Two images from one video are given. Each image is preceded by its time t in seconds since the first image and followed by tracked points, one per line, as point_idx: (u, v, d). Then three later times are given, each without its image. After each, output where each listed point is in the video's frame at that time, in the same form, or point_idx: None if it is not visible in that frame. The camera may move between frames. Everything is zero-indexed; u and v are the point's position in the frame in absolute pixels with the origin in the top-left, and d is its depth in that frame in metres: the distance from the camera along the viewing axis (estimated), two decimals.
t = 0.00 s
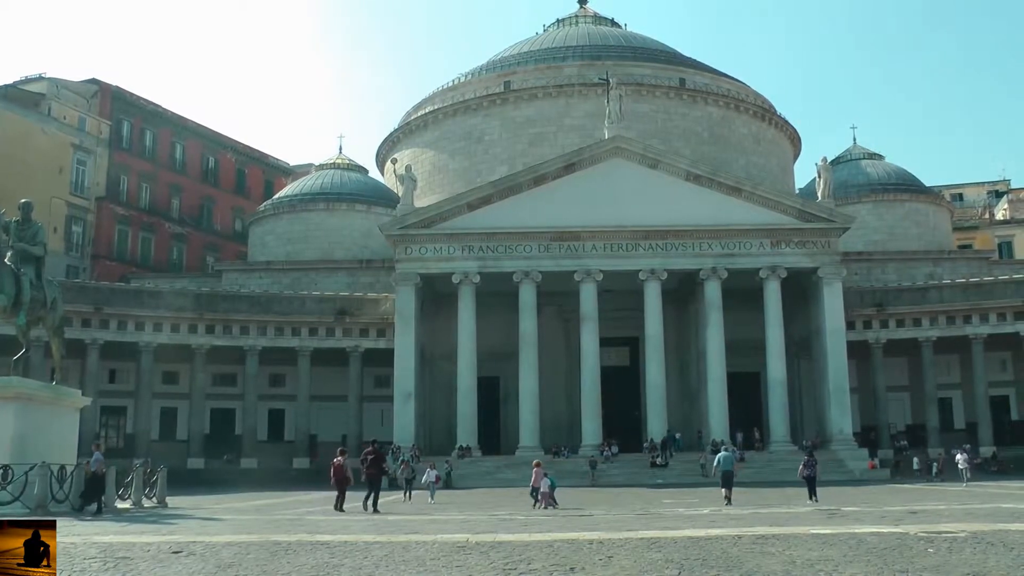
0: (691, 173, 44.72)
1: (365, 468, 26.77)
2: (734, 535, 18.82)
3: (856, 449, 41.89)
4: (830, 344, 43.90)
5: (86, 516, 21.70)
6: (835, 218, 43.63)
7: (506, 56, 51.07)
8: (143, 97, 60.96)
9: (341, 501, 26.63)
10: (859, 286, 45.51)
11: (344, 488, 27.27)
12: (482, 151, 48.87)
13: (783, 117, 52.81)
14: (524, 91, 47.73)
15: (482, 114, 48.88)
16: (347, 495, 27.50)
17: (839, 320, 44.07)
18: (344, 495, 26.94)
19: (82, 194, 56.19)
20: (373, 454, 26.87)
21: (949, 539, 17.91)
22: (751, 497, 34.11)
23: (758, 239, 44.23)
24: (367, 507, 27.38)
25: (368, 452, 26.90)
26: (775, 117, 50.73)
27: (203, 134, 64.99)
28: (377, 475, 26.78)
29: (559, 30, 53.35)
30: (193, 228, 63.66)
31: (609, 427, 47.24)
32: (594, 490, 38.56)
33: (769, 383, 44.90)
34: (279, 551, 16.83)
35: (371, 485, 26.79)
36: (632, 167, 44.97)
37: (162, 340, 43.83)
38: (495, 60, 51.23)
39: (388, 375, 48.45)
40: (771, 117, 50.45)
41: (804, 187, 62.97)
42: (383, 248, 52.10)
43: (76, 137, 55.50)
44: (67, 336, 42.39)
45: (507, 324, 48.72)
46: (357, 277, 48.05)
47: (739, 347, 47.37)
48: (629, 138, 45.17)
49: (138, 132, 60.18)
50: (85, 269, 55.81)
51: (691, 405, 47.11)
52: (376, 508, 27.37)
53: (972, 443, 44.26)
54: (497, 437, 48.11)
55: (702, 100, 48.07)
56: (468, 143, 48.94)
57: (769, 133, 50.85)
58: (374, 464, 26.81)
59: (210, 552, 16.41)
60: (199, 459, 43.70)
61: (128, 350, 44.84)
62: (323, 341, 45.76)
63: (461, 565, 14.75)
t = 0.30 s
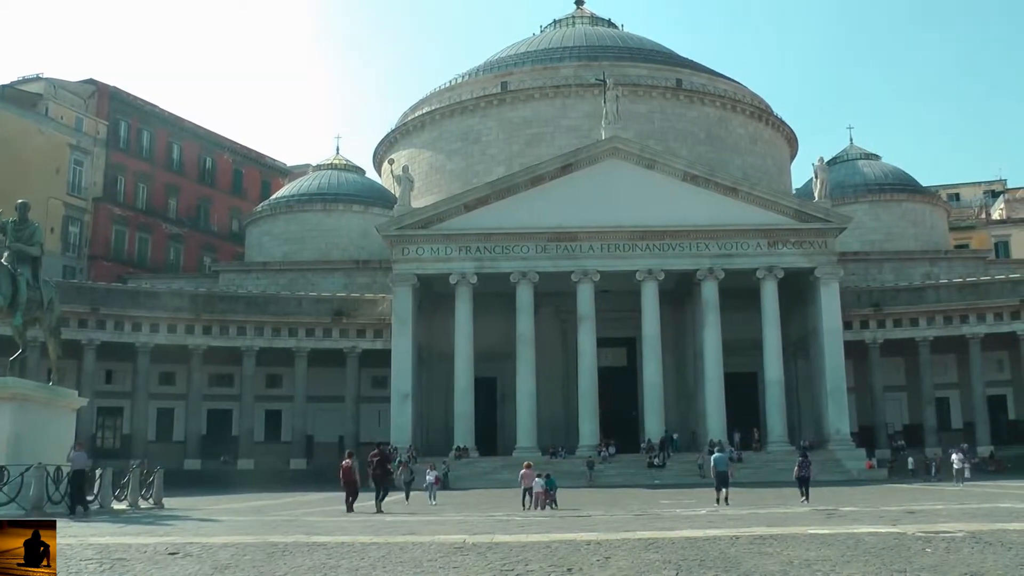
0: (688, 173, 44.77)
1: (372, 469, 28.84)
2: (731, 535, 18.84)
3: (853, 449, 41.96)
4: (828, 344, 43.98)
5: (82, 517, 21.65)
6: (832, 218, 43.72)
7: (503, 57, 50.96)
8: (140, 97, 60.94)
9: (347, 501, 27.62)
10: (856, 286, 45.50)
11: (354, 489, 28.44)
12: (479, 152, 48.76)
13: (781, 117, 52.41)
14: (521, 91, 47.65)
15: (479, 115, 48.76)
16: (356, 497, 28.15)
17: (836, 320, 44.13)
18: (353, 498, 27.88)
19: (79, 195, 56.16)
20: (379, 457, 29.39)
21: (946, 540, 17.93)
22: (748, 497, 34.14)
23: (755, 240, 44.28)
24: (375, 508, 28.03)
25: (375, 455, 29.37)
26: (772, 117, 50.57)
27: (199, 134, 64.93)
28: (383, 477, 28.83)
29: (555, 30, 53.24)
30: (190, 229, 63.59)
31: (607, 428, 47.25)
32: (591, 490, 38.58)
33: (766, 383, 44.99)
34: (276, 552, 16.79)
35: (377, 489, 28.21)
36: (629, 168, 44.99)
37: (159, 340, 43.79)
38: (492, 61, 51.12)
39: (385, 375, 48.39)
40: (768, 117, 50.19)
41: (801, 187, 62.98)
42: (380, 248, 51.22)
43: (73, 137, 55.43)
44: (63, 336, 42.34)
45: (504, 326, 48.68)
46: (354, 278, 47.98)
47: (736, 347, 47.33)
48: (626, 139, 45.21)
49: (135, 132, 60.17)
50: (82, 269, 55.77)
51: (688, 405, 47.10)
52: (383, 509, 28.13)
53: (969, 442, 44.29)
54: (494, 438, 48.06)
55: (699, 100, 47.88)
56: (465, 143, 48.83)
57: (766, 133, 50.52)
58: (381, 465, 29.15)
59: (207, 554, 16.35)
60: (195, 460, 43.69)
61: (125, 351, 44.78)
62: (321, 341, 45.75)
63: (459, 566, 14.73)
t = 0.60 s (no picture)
0: (687, 175, 44.54)
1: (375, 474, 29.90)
2: (730, 540, 18.54)
3: (853, 453, 41.69)
4: (827, 347, 43.71)
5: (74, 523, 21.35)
6: (831, 220, 43.48)
7: (500, 58, 50.65)
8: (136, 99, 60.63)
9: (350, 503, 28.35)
10: (856, 288, 45.22)
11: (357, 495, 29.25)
12: (476, 154, 48.47)
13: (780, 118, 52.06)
14: (519, 93, 47.38)
15: (476, 116, 48.48)
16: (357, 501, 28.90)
17: (835, 323, 43.87)
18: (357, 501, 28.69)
19: (74, 197, 55.83)
20: (381, 462, 30.46)
21: (948, 543, 17.62)
22: (747, 502, 33.88)
23: (753, 242, 44.09)
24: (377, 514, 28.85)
25: (376, 460, 30.48)
26: (770, 118, 50.21)
27: (195, 137, 64.60)
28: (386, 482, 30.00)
29: (553, 31, 52.94)
30: (186, 231, 63.29)
31: (605, 430, 46.91)
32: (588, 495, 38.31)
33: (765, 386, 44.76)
34: (271, 557, 16.40)
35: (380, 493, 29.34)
36: (627, 170, 44.77)
37: (154, 344, 43.44)
38: (489, 63, 50.81)
39: (381, 379, 47.99)
40: (767, 119, 49.74)
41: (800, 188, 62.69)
42: (377, 251, 50.62)
43: (68, 139, 55.13)
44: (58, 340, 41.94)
45: (502, 329, 48.35)
46: (351, 281, 47.65)
47: (735, 349, 47.00)
48: (623, 141, 44.98)
49: (131, 134, 59.90)
50: (76, 272, 55.46)
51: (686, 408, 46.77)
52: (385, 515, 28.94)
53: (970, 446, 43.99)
54: (492, 442, 47.69)
55: (698, 101, 47.53)
56: (462, 145, 48.55)
57: (765, 135, 50.02)
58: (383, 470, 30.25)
59: (201, 559, 15.96)
60: (190, 464, 43.31)
61: (119, 355, 44.41)
62: (317, 345, 45.45)
63: (454, 572, 14.39)
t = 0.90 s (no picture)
0: (688, 185, 43.76)
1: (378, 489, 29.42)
2: (733, 557, 17.65)
3: (859, 468, 40.79)
4: (832, 359, 42.88)
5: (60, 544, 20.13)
6: (836, 230, 42.70)
7: (498, 65, 49.79)
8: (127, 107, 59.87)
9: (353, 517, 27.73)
10: (861, 299, 44.34)
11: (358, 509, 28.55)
12: (474, 163, 47.63)
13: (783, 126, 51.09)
14: (517, 101, 46.54)
15: (474, 125, 47.65)
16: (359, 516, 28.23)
17: (840, 335, 43.04)
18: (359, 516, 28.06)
19: (63, 207, 55.00)
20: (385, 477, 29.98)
21: (958, 561, 16.67)
22: (751, 517, 33.00)
23: (756, 253, 43.35)
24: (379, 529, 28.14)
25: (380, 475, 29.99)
26: (773, 126, 49.27)
27: (187, 145, 63.79)
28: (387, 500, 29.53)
29: (552, 38, 52.10)
30: (178, 242, 62.41)
31: (606, 445, 45.95)
32: (587, 511, 37.43)
33: (769, 400, 43.96)
34: None
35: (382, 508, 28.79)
36: (628, 179, 44.00)
37: (145, 357, 42.51)
38: (487, 70, 49.96)
39: (377, 393, 46.98)
40: (770, 127, 48.63)
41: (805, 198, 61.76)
42: (373, 261, 49.46)
43: (56, 147, 54.38)
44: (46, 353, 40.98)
45: (501, 341, 47.42)
46: (346, 293, 46.72)
47: (739, 362, 46.06)
48: (624, 150, 44.22)
49: (121, 143, 59.10)
50: (66, 283, 54.56)
51: (688, 423, 45.78)
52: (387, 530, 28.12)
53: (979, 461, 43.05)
54: (490, 457, 46.71)
55: (699, 109, 46.56)
56: (460, 154, 47.72)
57: (768, 144, 48.92)
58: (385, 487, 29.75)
59: None
60: (181, 480, 42.28)
61: (110, 368, 43.49)
62: (312, 357, 44.57)
63: None
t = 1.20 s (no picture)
0: (692, 198, 42.83)
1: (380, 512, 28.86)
2: None
3: (868, 488, 39.80)
4: (840, 377, 41.86)
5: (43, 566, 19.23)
6: (844, 245, 41.91)
7: (498, 76, 48.82)
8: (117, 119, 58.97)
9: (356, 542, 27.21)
10: (869, 316, 43.33)
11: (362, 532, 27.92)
12: (473, 176, 46.63)
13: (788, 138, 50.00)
14: (517, 113, 45.56)
15: (473, 137, 46.66)
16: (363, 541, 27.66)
17: (848, 352, 42.07)
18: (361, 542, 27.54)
19: (52, 221, 54.06)
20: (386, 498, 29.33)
21: None
22: (758, 539, 31.95)
23: (762, 268, 42.42)
24: (382, 551, 27.57)
25: (382, 497, 29.36)
26: (779, 138, 48.19)
27: (179, 157, 62.80)
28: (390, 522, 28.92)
29: (553, 49, 51.15)
30: (169, 256, 61.37)
31: (607, 464, 44.81)
32: (590, 533, 36.38)
33: (775, 419, 42.89)
34: None
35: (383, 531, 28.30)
36: (630, 193, 43.08)
37: (136, 374, 41.44)
38: (486, 81, 48.98)
39: (374, 412, 45.78)
40: (776, 140, 47.42)
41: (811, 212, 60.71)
42: (370, 277, 48.39)
43: (45, 160, 53.36)
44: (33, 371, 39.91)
45: (500, 359, 46.33)
46: (342, 309, 45.66)
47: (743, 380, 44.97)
48: (627, 163, 43.28)
49: (112, 155, 58.16)
50: (54, 300, 53.60)
51: (691, 442, 44.58)
52: (390, 552, 27.44)
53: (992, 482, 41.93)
54: (490, 477, 45.55)
55: (703, 121, 45.47)
56: (459, 167, 46.72)
57: (773, 156, 47.81)
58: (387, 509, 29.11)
59: None
60: (172, 501, 41.02)
61: (100, 386, 42.43)
62: (307, 375, 43.52)
63: None
